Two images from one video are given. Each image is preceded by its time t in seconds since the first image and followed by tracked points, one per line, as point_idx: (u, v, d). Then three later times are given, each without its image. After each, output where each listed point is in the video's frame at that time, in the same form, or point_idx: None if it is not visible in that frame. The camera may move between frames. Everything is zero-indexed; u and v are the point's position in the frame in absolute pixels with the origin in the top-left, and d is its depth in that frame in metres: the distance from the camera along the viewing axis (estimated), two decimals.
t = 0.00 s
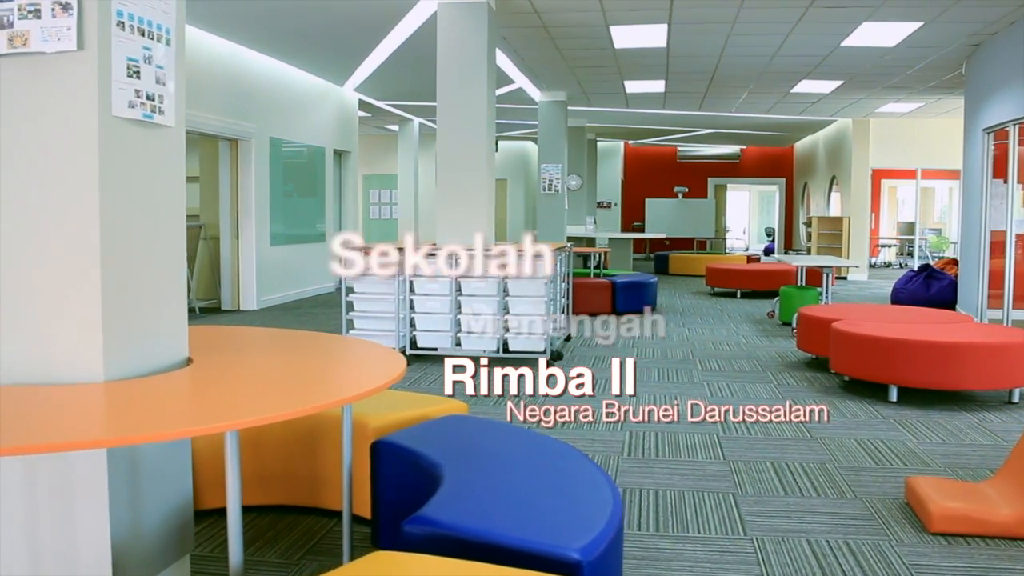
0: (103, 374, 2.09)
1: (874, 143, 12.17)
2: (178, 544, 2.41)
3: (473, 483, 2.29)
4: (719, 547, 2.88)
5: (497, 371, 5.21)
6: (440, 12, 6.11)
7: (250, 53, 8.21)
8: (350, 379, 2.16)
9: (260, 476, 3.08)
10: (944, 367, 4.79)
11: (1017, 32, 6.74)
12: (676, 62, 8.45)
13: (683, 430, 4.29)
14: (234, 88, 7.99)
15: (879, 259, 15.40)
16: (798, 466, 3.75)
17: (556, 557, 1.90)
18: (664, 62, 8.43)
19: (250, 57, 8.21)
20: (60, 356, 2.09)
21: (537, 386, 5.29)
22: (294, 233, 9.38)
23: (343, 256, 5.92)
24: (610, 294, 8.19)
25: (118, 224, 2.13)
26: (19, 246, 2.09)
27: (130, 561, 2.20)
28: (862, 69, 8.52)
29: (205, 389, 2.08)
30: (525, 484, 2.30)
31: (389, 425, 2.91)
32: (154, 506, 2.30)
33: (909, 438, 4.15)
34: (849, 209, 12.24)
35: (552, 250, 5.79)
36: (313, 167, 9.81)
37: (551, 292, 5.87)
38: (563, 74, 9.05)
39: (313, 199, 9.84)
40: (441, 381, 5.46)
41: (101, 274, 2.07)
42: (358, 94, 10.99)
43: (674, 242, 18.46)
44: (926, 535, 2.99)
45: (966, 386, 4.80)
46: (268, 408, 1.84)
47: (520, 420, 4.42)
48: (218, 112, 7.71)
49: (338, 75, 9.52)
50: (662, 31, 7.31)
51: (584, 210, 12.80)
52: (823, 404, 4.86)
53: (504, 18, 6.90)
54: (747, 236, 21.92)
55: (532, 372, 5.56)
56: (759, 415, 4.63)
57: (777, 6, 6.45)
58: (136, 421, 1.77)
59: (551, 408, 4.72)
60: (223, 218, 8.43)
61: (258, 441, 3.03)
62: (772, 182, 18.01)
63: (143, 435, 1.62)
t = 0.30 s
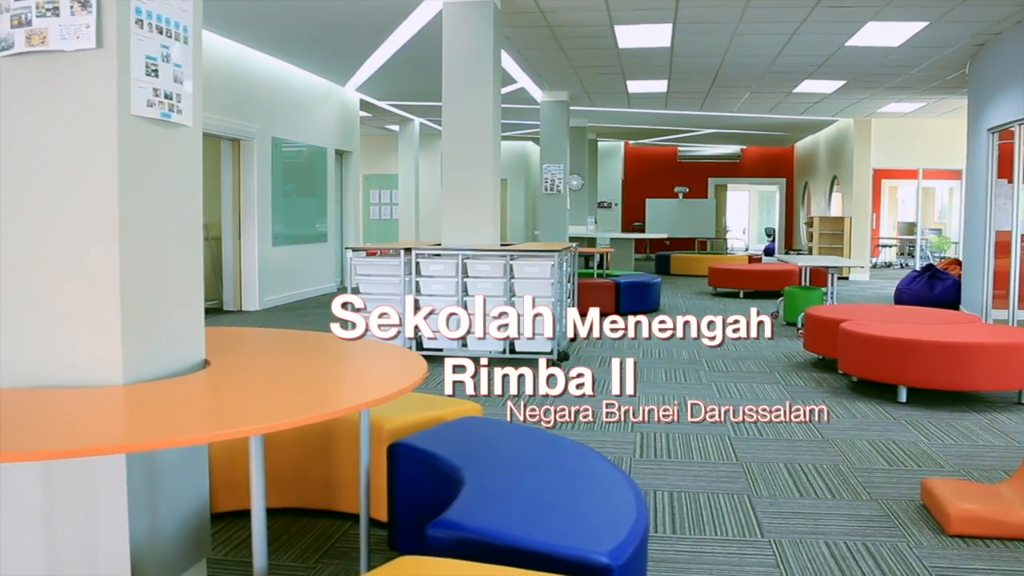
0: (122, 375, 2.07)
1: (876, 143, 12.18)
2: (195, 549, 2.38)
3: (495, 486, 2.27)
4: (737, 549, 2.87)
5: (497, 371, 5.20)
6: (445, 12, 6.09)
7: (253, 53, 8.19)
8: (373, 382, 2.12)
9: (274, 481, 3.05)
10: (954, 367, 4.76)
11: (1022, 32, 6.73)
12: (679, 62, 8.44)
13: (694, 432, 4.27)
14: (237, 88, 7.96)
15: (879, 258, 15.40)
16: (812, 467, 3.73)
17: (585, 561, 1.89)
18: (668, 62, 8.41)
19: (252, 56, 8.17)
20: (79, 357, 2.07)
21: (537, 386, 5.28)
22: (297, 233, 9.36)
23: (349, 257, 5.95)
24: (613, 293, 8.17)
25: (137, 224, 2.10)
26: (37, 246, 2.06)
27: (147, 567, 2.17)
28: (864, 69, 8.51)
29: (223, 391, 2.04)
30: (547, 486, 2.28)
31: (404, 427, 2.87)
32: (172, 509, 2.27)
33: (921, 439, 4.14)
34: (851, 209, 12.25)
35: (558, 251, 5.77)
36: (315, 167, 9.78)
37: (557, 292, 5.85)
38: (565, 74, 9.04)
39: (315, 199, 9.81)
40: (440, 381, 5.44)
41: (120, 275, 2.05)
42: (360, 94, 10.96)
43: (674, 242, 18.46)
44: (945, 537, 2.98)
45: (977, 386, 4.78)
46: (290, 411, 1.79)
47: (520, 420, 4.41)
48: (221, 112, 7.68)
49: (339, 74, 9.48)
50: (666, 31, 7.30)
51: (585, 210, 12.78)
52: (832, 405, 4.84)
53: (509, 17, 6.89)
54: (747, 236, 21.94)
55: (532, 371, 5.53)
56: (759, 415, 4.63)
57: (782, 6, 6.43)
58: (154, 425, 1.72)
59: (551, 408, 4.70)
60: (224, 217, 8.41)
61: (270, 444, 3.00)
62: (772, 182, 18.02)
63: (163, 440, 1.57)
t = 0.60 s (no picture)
0: (138, 378, 2.05)
1: (877, 143, 12.18)
2: (212, 552, 2.35)
3: (516, 488, 2.26)
4: (754, 550, 2.85)
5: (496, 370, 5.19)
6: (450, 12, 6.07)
7: (257, 53, 8.16)
8: (392, 385, 2.08)
9: (295, 483, 3.04)
10: (964, 368, 4.74)
11: None
12: (683, 62, 8.42)
13: (705, 433, 4.25)
14: (240, 87, 7.93)
15: (880, 258, 15.39)
16: (825, 468, 3.71)
17: (610, 565, 1.87)
18: (671, 62, 8.39)
19: (254, 56, 8.15)
20: (97, 359, 2.04)
21: (537, 385, 5.26)
22: (299, 234, 9.34)
23: (355, 258, 5.95)
24: (618, 293, 8.17)
25: (155, 223, 2.08)
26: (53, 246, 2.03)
27: (166, 570, 2.15)
28: (867, 69, 8.51)
29: (240, 392, 2.00)
30: (569, 489, 2.26)
31: (418, 429, 2.85)
32: (189, 512, 2.24)
33: (932, 439, 4.12)
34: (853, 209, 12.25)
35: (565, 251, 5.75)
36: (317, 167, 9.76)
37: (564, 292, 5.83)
38: (567, 73, 9.01)
39: (318, 199, 9.78)
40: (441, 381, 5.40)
41: (139, 276, 2.03)
42: (361, 94, 10.94)
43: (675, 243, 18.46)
44: (961, 539, 2.96)
45: (987, 386, 4.76)
46: (308, 415, 1.75)
47: (519, 419, 4.40)
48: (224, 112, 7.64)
49: (341, 74, 9.45)
50: (671, 31, 7.29)
51: (587, 210, 12.78)
52: (842, 405, 4.83)
53: (514, 17, 6.86)
54: (747, 236, 21.94)
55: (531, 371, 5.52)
56: (758, 415, 4.64)
57: (787, 6, 6.41)
58: (170, 428, 1.68)
59: (550, 408, 4.70)
60: (227, 218, 8.40)
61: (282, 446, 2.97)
62: (772, 182, 18.03)
63: (178, 444, 1.53)
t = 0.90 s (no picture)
0: (159, 380, 2.02)
1: (878, 143, 12.18)
2: (228, 556, 2.32)
3: (538, 491, 2.23)
4: (773, 553, 2.84)
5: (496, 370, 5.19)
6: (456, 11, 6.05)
7: (259, 52, 8.14)
8: (413, 389, 2.05)
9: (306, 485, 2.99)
10: (974, 369, 4.72)
11: None
12: (686, 62, 8.41)
13: (716, 434, 4.24)
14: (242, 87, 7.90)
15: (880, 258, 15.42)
16: (838, 469, 3.70)
17: (638, 569, 1.84)
18: (674, 62, 8.38)
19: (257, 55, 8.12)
20: (116, 361, 2.02)
21: (537, 386, 5.26)
22: (301, 234, 9.31)
23: (361, 259, 5.94)
24: (621, 294, 8.16)
25: (174, 224, 2.05)
26: (73, 248, 2.02)
27: None
28: (870, 69, 8.50)
29: (259, 394, 1.96)
30: (591, 491, 2.24)
31: (434, 430, 2.83)
32: (207, 516, 2.21)
33: (944, 441, 4.11)
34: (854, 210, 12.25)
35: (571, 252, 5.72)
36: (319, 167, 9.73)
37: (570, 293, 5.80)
38: (570, 73, 8.98)
39: (319, 199, 9.76)
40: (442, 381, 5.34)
41: (159, 276, 2.00)
42: (363, 94, 10.92)
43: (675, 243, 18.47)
44: (979, 541, 2.95)
45: (997, 388, 4.74)
46: (327, 420, 1.70)
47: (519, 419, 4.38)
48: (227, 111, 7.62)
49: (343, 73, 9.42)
50: (676, 31, 7.28)
51: (588, 211, 12.77)
52: (851, 406, 4.82)
53: (519, 16, 6.84)
54: (747, 236, 21.95)
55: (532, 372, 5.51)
56: (758, 415, 4.65)
57: (793, 6, 6.40)
58: (189, 433, 1.64)
59: (550, 408, 4.68)
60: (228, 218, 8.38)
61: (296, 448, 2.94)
62: (773, 182, 18.05)
63: (197, 451, 1.48)
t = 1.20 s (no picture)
0: (180, 383, 1.99)
1: (879, 143, 12.18)
2: (248, 562, 2.29)
3: (562, 494, 2.21)
4: (794, 555, 2.82)
5: (497, 369, 5.15)
6: (462, 11, 6.02)
7: (261, 51, 8.10)
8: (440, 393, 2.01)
9: (316, 488, 2.94)
10: (985, 369, 4.71)
11: None
12: (689, 62, 8.40)
13: (727, 435, 4.22)
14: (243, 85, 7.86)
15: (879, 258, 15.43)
16: (852, 471, 3.68)
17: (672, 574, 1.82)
18: (677, 61, 8.37)
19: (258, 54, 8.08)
20: (137, 365, 1.99)
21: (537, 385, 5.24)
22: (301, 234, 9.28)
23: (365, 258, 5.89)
24: (624, 294, 8.14)
25: (196, 224, 2.02)
26: (93, 249, 1.99)
27: None
28: (872, 69, 8.51)
29: (281, 397, 1.93)
30: (617, 494, 2.21)
31: (451, 432, 2.80)
32: (227, 521, 2.18)
33: (957, 442, 4.09)
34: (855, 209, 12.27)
35: (577, 252, 5.70)
36: (318, 167, 9.68)
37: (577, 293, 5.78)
38: (572, 72, 8.96)
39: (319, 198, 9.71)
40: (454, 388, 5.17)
41: (181, 279, 1.97)
42: (362, 94, 10.89)
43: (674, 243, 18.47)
44: (998, 543, 2.93)
45: (1007, 388, 4.73)
46: (357, 424, 1.67)
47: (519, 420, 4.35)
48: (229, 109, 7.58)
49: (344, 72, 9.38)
50: (680, 31, 7.26)
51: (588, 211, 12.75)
52: (860, 407, 4.81)
53: (523, 15, 6.82)
54: (745, 237, 21.97)
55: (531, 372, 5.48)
56: (758, 415, 4.65)
57: (798, 5, 6.39)
58: (215, 436, 1.61)
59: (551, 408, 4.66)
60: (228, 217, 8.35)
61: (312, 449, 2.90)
62: (772, 182, 18.05)
63: (226, 456, 1.44)
